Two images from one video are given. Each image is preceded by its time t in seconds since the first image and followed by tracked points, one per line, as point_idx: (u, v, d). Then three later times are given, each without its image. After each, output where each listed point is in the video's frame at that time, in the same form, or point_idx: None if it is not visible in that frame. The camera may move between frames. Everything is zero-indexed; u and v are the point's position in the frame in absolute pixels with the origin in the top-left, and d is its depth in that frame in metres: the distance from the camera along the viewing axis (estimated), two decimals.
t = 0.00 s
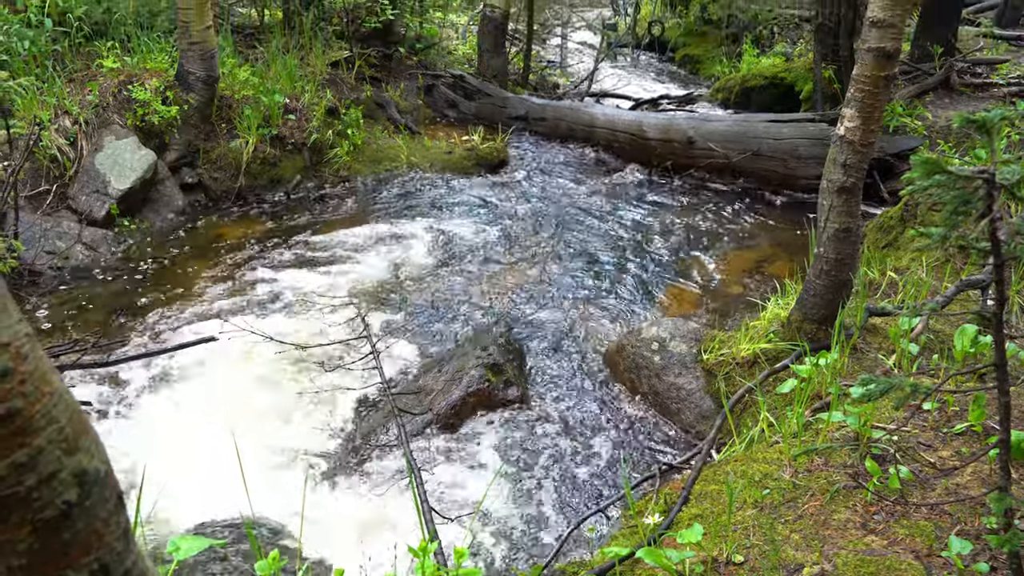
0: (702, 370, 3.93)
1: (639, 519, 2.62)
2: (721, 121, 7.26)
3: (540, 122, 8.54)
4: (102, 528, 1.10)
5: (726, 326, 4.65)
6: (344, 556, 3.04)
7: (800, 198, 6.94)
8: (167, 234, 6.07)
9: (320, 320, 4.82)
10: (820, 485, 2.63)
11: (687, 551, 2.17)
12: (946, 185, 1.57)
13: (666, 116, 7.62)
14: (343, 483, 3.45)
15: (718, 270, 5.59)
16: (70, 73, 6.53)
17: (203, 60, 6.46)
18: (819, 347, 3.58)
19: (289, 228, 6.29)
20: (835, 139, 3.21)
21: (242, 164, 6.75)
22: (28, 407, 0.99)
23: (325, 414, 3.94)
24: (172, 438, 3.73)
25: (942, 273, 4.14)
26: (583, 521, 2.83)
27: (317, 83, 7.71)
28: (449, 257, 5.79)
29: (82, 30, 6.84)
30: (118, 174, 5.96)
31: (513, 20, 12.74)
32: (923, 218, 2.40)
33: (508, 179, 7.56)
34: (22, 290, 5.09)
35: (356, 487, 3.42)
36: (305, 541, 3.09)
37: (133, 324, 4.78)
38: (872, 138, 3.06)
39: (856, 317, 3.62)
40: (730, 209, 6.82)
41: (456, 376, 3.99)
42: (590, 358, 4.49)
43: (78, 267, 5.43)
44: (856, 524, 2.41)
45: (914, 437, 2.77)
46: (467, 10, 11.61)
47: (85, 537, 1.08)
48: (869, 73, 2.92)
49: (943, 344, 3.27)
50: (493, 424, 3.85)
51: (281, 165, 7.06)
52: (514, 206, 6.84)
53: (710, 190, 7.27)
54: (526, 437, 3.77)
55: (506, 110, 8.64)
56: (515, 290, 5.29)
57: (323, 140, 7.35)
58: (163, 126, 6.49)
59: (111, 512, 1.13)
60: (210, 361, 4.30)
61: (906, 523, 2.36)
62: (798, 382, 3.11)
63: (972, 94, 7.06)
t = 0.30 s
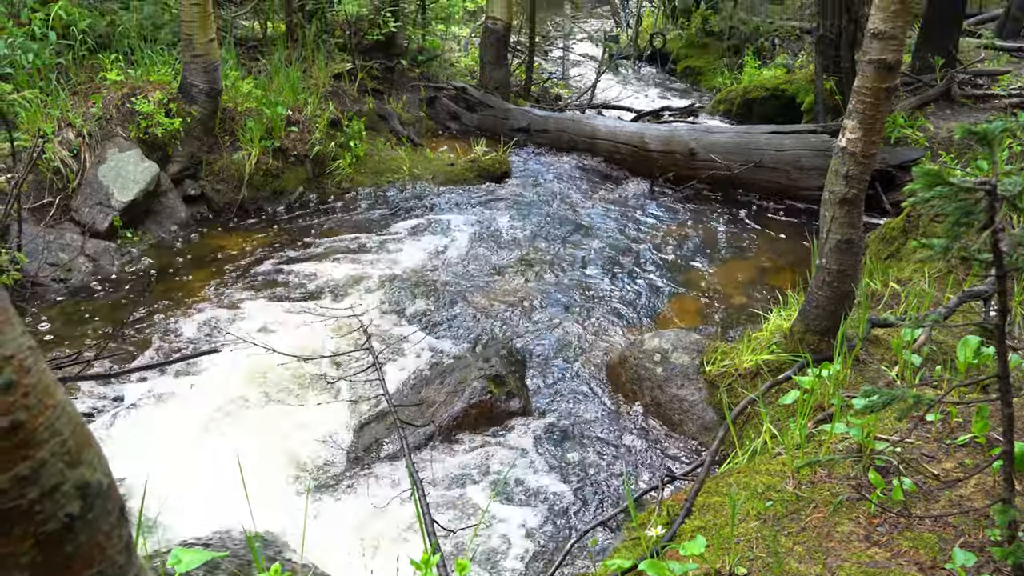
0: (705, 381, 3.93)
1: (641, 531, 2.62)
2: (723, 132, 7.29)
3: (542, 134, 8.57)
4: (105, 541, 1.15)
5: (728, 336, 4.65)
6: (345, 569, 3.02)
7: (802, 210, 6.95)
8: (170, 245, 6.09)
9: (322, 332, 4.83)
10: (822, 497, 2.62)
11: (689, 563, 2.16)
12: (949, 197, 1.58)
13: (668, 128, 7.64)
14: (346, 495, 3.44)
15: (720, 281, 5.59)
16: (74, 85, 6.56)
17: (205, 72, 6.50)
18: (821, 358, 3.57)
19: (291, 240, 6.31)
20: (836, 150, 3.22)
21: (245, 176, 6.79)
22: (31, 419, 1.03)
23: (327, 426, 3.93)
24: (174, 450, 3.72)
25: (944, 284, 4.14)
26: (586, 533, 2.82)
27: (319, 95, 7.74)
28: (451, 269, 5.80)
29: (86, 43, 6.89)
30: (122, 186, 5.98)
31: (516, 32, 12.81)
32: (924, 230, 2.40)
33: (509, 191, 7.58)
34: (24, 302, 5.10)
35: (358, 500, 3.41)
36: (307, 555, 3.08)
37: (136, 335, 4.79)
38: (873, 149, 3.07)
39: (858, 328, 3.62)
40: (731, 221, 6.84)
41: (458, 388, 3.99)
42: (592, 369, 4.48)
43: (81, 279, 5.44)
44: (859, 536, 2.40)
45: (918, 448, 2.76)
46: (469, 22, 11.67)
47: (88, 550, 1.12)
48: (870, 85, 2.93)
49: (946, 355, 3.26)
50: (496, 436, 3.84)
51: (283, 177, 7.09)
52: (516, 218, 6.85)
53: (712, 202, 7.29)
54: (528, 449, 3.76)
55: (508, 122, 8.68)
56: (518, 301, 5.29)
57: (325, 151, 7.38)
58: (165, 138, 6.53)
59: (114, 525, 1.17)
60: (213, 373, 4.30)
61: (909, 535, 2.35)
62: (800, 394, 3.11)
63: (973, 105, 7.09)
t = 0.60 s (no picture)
0: (705, 393, 3.93)
1: (642, 543, 2.61)
2: (722, 144, 7.31)
3: (542, 146, 8.60)
4: (105, 554, 1.16)
5: (729, 348, 4.65)
6: None
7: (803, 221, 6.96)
8: (170, 258, 6.09)
9: (324, 344, 4.83)
10: (824, 509, 2.61)
11: None
12: (948, 208, 1.59)
13: (668, 140, 7.67)
14: (345, 508, 3.43)
15: (721, 292, 5.59)
16: (76, 98, 6.58)
17: (207, 85, 6.54)
18: (822, 369, 3.57)
19: (292, 252, 6.32)
20: (836, 162, 3.23)
21: (246, 188, 6.82)
22: (32, 432, 1.04)
23: (328, 438, 3.92)
24: (174, 462, 3.72)
25: (944, 295, 4.14)
26: (587, 545, 2.81)
27: (320, 108, 7.78)
28: (451, 280, 5.81)
29: (88, 55, 6.92)
30: (122, 199, 5.99)
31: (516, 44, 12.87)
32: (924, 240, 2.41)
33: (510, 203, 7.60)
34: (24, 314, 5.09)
35: (357, 512, 3.41)
36: (307, 567, 3.06)
37: (135, 348, 4.78)
38: (873, 160, 3.08)
39: (859, 338, 3.62)
40: (732, 232, 6.85)
41: (458, 400, 3.98)
42: (594, 381, 4.48)
43: (81, 291, 5.44)
44: (861, 548, 2.40)
45: (919, 459, 2.75)
46: (469, 35, 11.74)
47: (88, 564, 1.13)
48: (869, 96, 2.95)
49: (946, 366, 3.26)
50: (495, 448, 3.83)
51: (284, 190, 7.12)
52: (516, 230, 6.86)
53: (712, 213, 7.30)
54: (529, 461, 3.75)
55: (508, 134, 8.71)
56: (519, 313, 5.30)
57: (326, 164, 7.41)
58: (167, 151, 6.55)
59: (114, 538, 1.18)
60: (213, 386, 4.30)
61: (911, 547, 2.34)
62: (801, 405, 3.11)
63: (973, 117, 7.12)
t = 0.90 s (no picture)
0: (707, 404, 3.92)
1: (643, 555, 2.61)
2: (722, 155, 7.33)
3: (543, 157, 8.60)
4: (105, 567, 1.22)
5: (730, 359, 4.65)
6: None
7: (803, 232, 6.98)
8: (171, 270, 6.10)
9: (324, 356, 4.83)
10: (826, 521, 2.61)
11: None
12: (947, 219, 1.60)
13: (668, 151, 7.69)
14: (346, 521, 3.42)
15: (721, 304, 5.60)
16: (77, 111, 6.61)
17: (208, 97, 6.60)
18: (823, 380, 3.57)
19: (293, 263, 6.34)
20: (836, 173, 3.25)
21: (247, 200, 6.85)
22: (31, 446, 1.11)
23: (328, 451, 3.92)
24: (175, 475, 3.71)
25: (945, 306, 4.15)
26: (588, 557, 2.80)
27: (321, 120, 7.83)
28: (452, 292, 5.82)
29: (90, 68, 6.96)
30: (123, 212, 6.04)
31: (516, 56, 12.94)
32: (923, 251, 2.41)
33: (510, 215, 7.63)
34: (25, 327, 5.10)
35: (358, 524, 3.40)
36: None
37: (136, 360, 4.78)
38: (873, 171, 3.09)
39: (860, 349, 3.62)
40: (732, 243, 6.87)
41: (459, 412, 3.98)
42: (595, 392, 4.48)
43: (82, 304, 5.45)
44: (863, 560, 2.39)
45: (921, 471, 2.75)
46: (470, 47, 11.81)
47: None
48: (869, 108, 2.97)
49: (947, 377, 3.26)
50: (495, 460, 3.82)
51: (285, 202, 7.17)
52: (517, 241, 6.88)
53: (712, 225, 7.33)
54: (529, 473, 3.74)
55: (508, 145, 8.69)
56: (520, 324, 5.31)
57: (327, 176, 7.44)
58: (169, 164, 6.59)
59: (113, 552, 1.25)
60: (214, 398, 4.30)
61: (914, 559, 2.34)
62: (802, 416, 3.11)
63: (972, 127, 7.16)
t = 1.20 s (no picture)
0: (708, 416, 3.92)
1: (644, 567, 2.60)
2: (722, 166, 7.34)
3: (544, 169, 8.53)
4: None
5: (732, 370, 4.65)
6: None
7: (803, 243, 6.99)
8: (172, 283, 6.11)
9: (325, 368, 4.83)
10: (828, 533, 2.60)
11: None
12: (948, 231, 1.61)
13: (668, 162, 7.71)
14: (346, 533, 3.41)
15: (722, 315, 5.60)
16: (79, 123, 6.64)
17: (209, 110, 6.61)
18: (824, 392, 3.57)
19: (294, 275, 6.35)
20: (836, 185, 3.26)
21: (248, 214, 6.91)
22: (32, 458, 1.15)
23: (328, 463, 3.91)
24: (175, 487, 3.71)
25: (947, 317, 4.15)
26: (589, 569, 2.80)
27: (321, 132, 7.89)
28: (453, 304, 5.82)
29: (91, 81, 7.00)
30: (124, 224, 6.09)
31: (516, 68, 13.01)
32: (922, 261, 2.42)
33: (511, 227, 7.65)
34: (25, 339, 5.10)
35: (358, 537, 3.39)
36: None
37: (136, 372, 4.78)
38: (873, 182, 3.10)
39: (861, 361, 3.62)
40: (732, 255, 6.87)
41: (460, 424, 3.97)
42: (596, 404, 4.48)
43: (83, 316, 5.46)
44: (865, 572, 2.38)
45: (923, 483, 2.74)
46: (470, 59, 11.88)
47: None
48: (869, 119, 2.98)
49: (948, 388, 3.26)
50: (496, 471, 3.82)
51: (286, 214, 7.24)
52: (517, 253, 6.89)
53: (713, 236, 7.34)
54: (530, 485, 3.74)
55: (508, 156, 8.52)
56: (521, 335, 5.31)
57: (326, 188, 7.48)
58: (170, 177, 6.59)
59: (114, 565, 1.27)
60: (214, 410, 4.30)
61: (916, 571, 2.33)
62: (803, 428, 3.10)
63: (972, 138, 7.21)
